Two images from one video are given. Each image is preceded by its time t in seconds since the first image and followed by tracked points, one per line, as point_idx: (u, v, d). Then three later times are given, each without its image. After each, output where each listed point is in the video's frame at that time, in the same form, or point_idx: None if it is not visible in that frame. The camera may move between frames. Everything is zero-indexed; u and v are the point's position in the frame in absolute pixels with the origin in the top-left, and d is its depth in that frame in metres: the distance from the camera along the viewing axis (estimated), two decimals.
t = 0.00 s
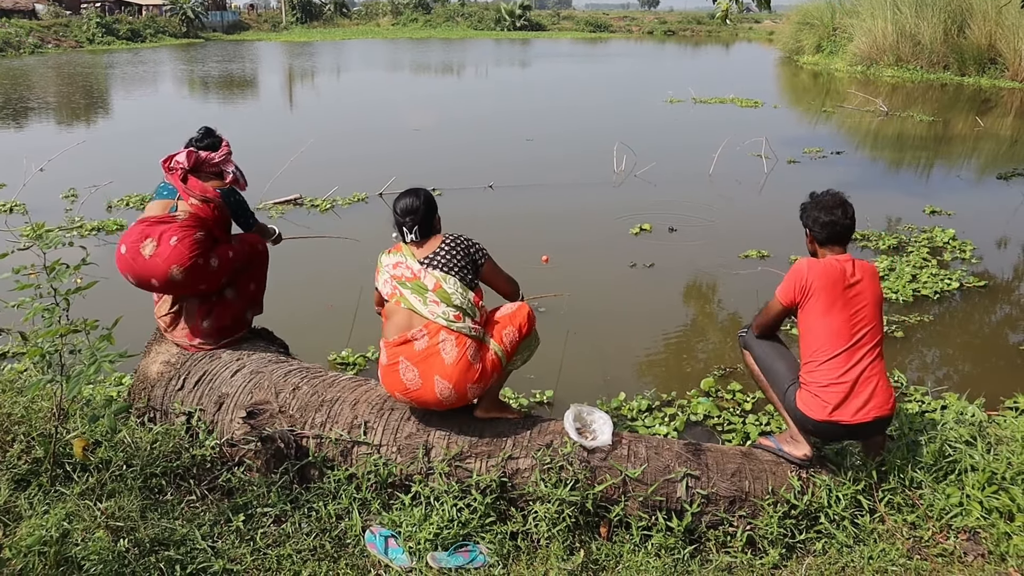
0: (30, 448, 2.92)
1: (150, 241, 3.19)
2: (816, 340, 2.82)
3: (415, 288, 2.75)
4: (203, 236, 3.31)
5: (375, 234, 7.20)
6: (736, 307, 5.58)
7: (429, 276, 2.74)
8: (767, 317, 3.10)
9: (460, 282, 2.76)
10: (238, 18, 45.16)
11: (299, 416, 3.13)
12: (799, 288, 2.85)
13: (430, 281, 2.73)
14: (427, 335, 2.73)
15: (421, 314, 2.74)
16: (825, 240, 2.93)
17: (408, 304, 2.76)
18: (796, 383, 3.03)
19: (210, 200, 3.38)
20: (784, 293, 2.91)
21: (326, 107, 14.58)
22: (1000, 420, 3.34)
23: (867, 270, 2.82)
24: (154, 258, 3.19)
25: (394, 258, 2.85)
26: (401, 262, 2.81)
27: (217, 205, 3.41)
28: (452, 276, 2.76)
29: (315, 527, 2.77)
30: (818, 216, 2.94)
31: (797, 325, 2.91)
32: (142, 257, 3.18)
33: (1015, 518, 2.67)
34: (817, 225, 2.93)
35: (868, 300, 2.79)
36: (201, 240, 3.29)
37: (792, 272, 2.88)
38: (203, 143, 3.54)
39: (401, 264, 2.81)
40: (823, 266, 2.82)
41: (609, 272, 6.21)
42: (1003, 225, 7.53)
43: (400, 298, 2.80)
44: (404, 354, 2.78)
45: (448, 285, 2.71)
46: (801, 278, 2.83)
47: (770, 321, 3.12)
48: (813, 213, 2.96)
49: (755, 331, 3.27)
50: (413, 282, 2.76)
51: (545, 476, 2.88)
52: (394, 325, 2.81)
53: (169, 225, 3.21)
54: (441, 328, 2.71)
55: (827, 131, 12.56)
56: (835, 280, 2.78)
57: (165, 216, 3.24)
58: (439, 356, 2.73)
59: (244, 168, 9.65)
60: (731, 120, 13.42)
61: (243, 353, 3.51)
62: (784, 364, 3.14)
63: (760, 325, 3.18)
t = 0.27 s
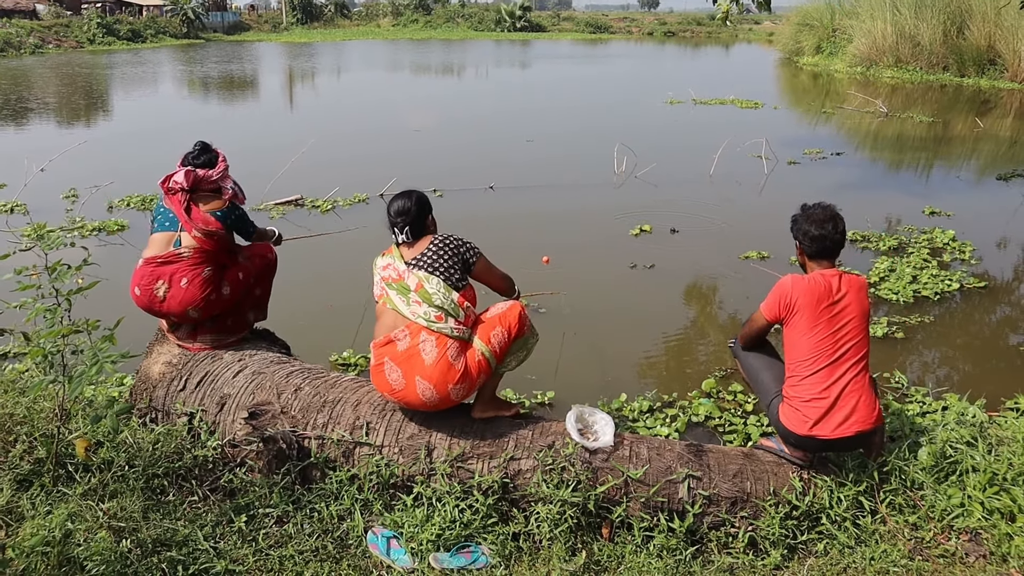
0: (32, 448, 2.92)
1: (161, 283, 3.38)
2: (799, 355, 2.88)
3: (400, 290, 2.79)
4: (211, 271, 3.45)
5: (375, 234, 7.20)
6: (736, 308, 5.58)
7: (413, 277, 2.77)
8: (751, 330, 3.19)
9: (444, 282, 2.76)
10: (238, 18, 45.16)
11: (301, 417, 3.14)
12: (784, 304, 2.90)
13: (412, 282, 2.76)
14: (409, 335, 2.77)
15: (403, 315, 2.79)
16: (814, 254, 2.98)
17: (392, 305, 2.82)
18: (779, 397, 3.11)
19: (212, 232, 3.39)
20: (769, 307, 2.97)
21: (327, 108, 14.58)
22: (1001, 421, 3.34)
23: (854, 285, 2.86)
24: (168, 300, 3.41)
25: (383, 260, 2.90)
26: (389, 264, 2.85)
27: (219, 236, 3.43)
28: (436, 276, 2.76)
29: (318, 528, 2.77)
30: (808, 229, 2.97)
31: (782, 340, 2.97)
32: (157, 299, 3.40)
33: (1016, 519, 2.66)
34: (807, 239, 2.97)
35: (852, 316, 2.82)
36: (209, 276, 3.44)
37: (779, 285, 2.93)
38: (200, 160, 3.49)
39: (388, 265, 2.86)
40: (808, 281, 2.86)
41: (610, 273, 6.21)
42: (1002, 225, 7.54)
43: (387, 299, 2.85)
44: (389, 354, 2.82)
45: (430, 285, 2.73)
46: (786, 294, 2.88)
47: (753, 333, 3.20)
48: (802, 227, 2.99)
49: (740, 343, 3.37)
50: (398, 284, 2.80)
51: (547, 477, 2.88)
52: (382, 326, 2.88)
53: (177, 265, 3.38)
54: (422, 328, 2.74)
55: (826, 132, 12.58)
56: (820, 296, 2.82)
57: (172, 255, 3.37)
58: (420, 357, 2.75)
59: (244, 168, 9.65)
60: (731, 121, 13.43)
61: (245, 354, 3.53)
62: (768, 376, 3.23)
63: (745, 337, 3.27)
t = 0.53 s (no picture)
0: (36, 448, 2.93)
1: (164, 283, 3.38)
2: (796, 356, 2.89)
3: (403, 290, 2.80)
4: (213, 270, 3.47)
5: (377, 234, 7.21)
6: (738, 308, 5.58)
7: (415, 277, 2.77)
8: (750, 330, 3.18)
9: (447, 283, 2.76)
10: (240, 19, 45.19)
11: (304, 416, 3.15)
12: (781, 306, 2.92)
13: (415, 282, 2.77)
14: (412, 336, 2.79)
15: (405, 315, 2.80)
16: (811, 255, 2.99)
17: (395, 305, 2.83)
18: (777, 398, 3.12)
19: (214, 230, 3.42)
20: (766, 309, 2.99)
21: (328, 108, 14.60)
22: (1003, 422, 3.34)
23: (851, 286, 2.88)
24: (171, 300, 3.41)
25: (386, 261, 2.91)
26: (392, 264, 2.85)
27: (221, 235, 3.45)
28: (439, 277, 2.75)
29: (322, 527, 2.77)
30: (805, 231, 2.98)
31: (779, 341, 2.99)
32: (159, 299, 3.41)
33: (1018, 519, 2.67)
34: (803, 240, 2.98)
35: (849, 317, 2.84)
36: (212, 275, 3.46)
37: (776, 287, 2.95)
38: (199, 161, 3.53)
39: (392, 266, 2.86)
40: (806, 283, 2.88)
41: (612, 274, 6.22)
42: (1004, 226, 7.54)
43: (390, 300, 2.86)
44: (392, 355, 2.84)
45: (432, 286, 2.73)
46: (783, 296, 2.91)
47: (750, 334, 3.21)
48: (800, 228, 3.00)
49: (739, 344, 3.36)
50: (400, 284, 2.81)
51: (550, 477, 2.88)
52: (386, 327, 2.89)
53: (179, 264, 3.38)
54: (424, 329, 2.76)
55: (827, 133, 12.59)
56: (816, 298, 2.84)
57: (173, 254, 3.37)
58: (423, 358, 2.77)
59: (246, 168, 9.66)
60: (732, 122, 13.43)
61: (248, 354, 3.54)
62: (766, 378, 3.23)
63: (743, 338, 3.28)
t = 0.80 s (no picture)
0: (43, 447, 2.93)
1: (167, 284, 3.39)
2: (798, 358, 2.90)
3: (422, 294, 2.76)
4: (215, 271, 3.47)
5: (379, 235, 7.21)
6: (739, 309, 5.60)
7: (437, 282, 2.75)
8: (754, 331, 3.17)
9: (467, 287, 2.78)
10: (240, 19, 45.20)
11: (309, 417, 3.16)
12: (781, 308, 2.93)
13: (438, 287, 2.74)
14: (436, 341, 2.75)
15: (428, 320, 2.76)
16: (810, 257, 2.99)
17: (414, 310, 2.77)
18: (780, 400, 3.13)
19: (216, 230, 3.42)
20: (767, 311, 2.99)
21: (329, 108, 14.60)
22: (1005, 422, 3.35)
23: (851, 288, 2.89)
24: (173, 301, 3.41)
25: (401, 263, 2.86)
26: (410, 267, 2.82)
27: (222, 235, 3.44)
28: (459, 281, 2.77)
29: (327, 528, 2.78)
30: (803, 233, 2.98)
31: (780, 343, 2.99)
32: (162, 300, 3.42)
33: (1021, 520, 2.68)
34: (802, 241, 2.98)
35: (849, 319, 2.85)
36: (214, 276, 3.46)
37: (776, 290, 2.96)
38: (201, 163, 3.54)
39: (407, 269, 2.82)
40: (806, 285, 2.88)
41: (613, 274, 6.23)
42: (1005, 227, 7.55)
43: (407, 304, 2.80)
44: (413, 360, 2.81)
45: (455, 291, 2.73)
46: (783, 298, 2.91)
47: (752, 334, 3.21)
48: (798, 230, 3.00)
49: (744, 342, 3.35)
50: (420, 288, 2.77)
51: (554, 478, 2.89)
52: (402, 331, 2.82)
53: (181, 266, 3.38)
54: (449, 334, 2.73)
55: (828, 133, 12.60)
56: (816, 300, 2.84)
57: (175, 255, 3.37)
58: (448, 363, 2.76)
59: (247, 168, 9.66)
60: (733, 122, 13.44)
61: (253, 354, 3.55)
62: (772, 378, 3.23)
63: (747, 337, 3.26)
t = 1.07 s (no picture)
0: (41, 449, 2.91)
1: (163, 287, 3.37)
2: (795, 362, 2.93)
3: (445, 299, 2.73)
4: (211, 273, 3.44)
5: (373, 235, 7.19)
6: (732, 309, 5.62)
7: (462, 288, 2.72)
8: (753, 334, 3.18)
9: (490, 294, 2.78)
10: (229, 17, 44.92)
11: (307, 418, 3.15)
12: (779, 313, 2.94)
13: (462, 293, 2.72)
14: (459, 347, 2.76)
15: (451, 325, 2.74)
16: (806, 261, 3.00)
17: (436, 314, 2.75)
18: (779, 403, 3.15)
19: (212, 232, 3.39)
20: (765, 315, 3.01)
21: (320, 108, 14.54)
22: (998, 423, 3.39)
23: (848, 292, 2.90)
24: (170, 304, 3.39)
25: (420, 265, 2.82)
26: (429, 270, 2.78)
27: (218, 237, 3.41)
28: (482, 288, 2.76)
29: (327, 529, 2.77)
30: (801, 237, 2.99)
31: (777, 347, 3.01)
32: (159, 303, 3.39)
33: (1016, 520, 2.71)
34: (799, 246, 2.99)
35: (847, 324, 2.87)
36: (210, 277, 3.43)
37: (774, 295, 2.97)
38: (194, 164, 3.54)
39: (427, 272, 2.79)
40: (804, 290, 2.90)
41: (606, 275, 6.24)
42: (994, 229, 7.63)
43: (428, 307, 2.77)
44: (434, 366, 2.80)
45: (480, 298, 2.72)
46: (781, 303, 2.93)
47: (751, 332, 3.21)
48: (795, 235, 3.02)
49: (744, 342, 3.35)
50: (442, 291, 2.74)
51: (554, 479, 2.90)
52: (421, 335, 2.79)
53: (177, 268, 3.36)
54: (473, 341, 2.75)
55: (818, 135, 12.68)
56: (814, 305, 2.86)
57: (171, 257, 3.35)
58: (471, 369, 2.79)
59: (239, 167, 9.61)
60: (724, 124, 13.50)
61: (249, 355, 3.54)
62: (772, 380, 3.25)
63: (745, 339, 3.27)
